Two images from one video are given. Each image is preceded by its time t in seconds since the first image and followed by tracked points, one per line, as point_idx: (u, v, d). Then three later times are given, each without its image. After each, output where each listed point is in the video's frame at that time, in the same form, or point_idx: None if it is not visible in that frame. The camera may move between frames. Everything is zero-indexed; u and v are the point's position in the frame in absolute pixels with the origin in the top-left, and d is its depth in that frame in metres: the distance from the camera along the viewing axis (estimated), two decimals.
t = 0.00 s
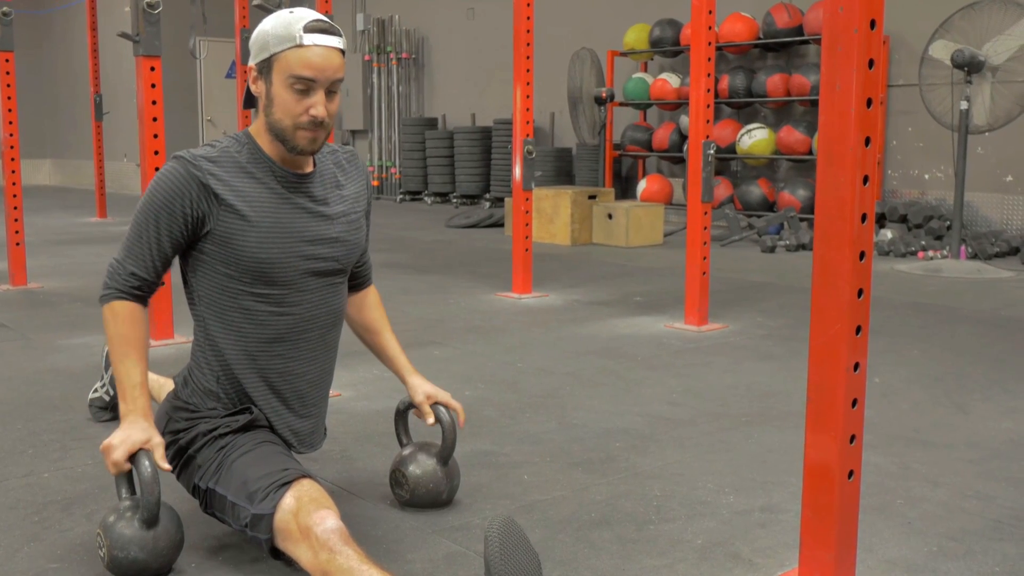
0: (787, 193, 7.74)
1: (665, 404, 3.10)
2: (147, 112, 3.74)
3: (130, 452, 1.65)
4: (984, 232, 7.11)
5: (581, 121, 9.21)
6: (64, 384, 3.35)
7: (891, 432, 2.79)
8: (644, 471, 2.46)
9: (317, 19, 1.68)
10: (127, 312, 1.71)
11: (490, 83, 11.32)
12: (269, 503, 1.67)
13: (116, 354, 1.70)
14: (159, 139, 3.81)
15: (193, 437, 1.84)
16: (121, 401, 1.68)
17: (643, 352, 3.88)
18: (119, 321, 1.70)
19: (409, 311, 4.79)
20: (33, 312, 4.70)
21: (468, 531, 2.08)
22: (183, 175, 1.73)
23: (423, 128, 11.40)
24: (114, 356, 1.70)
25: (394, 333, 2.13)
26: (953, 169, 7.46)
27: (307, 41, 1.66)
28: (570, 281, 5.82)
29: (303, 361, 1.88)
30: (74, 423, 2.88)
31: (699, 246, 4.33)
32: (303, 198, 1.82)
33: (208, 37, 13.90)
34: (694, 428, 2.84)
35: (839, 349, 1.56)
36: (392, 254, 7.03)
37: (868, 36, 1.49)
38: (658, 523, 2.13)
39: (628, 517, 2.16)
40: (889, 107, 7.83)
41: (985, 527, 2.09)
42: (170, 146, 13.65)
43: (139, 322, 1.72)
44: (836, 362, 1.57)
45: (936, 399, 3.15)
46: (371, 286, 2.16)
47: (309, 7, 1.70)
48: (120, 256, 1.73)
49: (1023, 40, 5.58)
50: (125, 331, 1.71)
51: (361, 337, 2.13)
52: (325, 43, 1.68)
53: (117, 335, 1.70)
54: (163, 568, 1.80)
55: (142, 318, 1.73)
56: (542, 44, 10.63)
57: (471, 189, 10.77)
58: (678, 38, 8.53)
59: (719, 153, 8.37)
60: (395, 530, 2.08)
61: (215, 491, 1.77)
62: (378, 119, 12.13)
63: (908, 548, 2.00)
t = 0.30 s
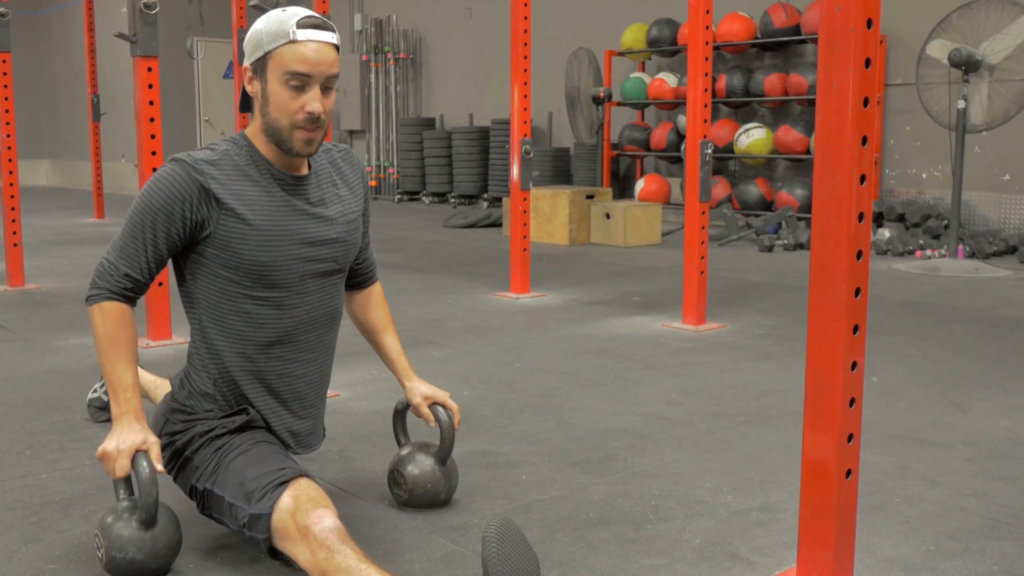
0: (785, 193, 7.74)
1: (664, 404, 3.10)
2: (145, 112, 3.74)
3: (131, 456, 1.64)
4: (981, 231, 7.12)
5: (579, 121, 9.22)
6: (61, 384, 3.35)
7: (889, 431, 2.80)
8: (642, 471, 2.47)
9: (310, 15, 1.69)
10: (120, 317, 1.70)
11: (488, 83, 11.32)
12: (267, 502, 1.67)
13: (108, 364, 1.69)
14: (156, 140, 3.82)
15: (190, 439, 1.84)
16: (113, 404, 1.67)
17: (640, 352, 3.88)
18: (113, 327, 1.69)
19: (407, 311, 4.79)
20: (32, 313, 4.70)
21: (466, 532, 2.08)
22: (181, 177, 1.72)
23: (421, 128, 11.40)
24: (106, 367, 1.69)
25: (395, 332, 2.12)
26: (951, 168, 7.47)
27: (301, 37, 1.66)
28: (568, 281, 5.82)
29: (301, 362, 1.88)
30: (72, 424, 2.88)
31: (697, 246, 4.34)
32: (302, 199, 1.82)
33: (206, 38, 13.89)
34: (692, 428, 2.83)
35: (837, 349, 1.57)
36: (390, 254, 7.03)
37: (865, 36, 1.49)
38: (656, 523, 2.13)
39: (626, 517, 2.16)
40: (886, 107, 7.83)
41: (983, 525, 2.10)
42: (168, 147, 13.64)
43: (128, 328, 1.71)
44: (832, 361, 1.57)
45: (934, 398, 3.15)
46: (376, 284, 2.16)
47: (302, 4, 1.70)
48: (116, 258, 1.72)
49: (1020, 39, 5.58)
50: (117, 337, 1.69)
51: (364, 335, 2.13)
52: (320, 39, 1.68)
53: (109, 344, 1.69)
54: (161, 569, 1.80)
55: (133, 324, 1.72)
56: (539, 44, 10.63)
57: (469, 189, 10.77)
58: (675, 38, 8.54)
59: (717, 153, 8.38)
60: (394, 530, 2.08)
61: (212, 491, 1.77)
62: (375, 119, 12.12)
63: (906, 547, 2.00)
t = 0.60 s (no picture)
0: (786, 193, 7.74)
1: (664, 404, 3.10)
2: (145, 111, 3.74)
3: (132, 454, 1.64)
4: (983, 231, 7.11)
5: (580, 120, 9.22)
6: (62, 383, 3.35)
7: (891, 432, 2.79)
8: (643, 471, 2.47)
9: (315, 15, 1.69)
10: (121, 317, 1.70)
11: (489, 83, 11.32)
12: (268, 500, 1.67)
13: (110, 362, 1.69)
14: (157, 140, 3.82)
15: (190, 437, 1.85)
16: (115, 404, 1.68)
17: (641, 351, 3.88)
18: (113, 327, 1.69)
19: (409, 311, 4.80)
20: (33, 312, 4.70)
21: (467, 531, 2.08)
22: (183, 177, 1.72)
23: (421, 128, 11.40)
24: (107, 367, 1.69)
25: (395, 332, 2.12)
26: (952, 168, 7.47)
27: (305, 36, 1.66)
28: (569, 280, 5.82)
29: (302, 362, 1.88)
30: (73, 423, 2.88)
31: (698, 246, 4.34)
32: (303, 199, 1.82)
33: (207, 37, 13.89)
34: (693, 428, 2.83)
35: (838, 348, 1.56)
36: (391, 254, 7.03)
37: (867, 36, 1.49)
38: (657, 523, 2.13)
39: (627, 517, 2.16)
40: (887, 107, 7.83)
41: (984, 526, 2.10)
42: (169, 146, 13.65)
43: (130, 327, 1.71)
44: (834, 361, 1.57)
45: (935, 398, 3.15)
46: (377, 284, 2.16)
47: (306, 3, 1.70)
48: (117, 257, 1.72)
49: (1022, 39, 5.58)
50: (119, 337, 1.70)
51: (365, 335, 2.13)
52: (325, 38, 1.68)
53: (110, 343, 1.69)
54: (162, 568, 1.80)
55: (134, 323, 1.72)
56: (540, 44, 10.63)
57: (470, 188, 10.78)
58: (676, 38, 8.54)
59: (718, 153, 8.37)
60: (395, 530, 2.08)
61: (213, 489, 1.77)
62: (376, 119, 12.12)
63: (907, 547, 2.00)
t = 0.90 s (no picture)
0: (786, 194, 7.75)
1: (664, 404, 3.10)
2: (146, 112, 3.74)
3: (134, 453, 1.64)
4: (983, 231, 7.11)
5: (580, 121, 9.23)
6: (63, 384, 3.35)
7: (891, 432, 2.79)
8: (643, 471, 2.47)
9: (315, 14, 1.69)
10: (121, 318, 1.71)
11: (489, 83, 11.32)
12: (269, 499, 1.67)
13: (110, 362, 1.69)
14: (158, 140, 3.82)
15: (191, 437, 1.85)
16: (116, 404, 1.68)
17: (642, 352, 3.88)
18: (114, 327, 1.69)
19: (409, 311, 4.80)
20: (33, 313, 4.71)
21: (467, 532, 2.08)
22: (181, 177, 1.72)
23: (422, 128, 11.40)
24: (108, 367, 1.69)
25: (395, 332, 2.12)
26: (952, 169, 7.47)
27: (305, 35, 1.66)
28: (569, 281, 5.82)
29: (303, 361, 1.88)
30: (73, 423, 2.88)
31: (699, 247, 4.34)
32: (302, 197, 1.82)
33: (207, 37, 13.90)
34: (693, 428, 2.84)
35: (838, 349, 1.56)
36: (391, 254, 7.03)
37: (867, 36, 1.49)
38: (658, 523, 2.13)
39: (628, 517, 2.16)
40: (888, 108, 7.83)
41: (983, 526, 2.10)
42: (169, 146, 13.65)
43: (130, 328, 1.71)
44: (834, 362, 1.57)
45: (936, 398, 3.15)
46: (377, 284, 2.16)
47: (305, 3, 1.70)
48: (116, 257, 1.72)
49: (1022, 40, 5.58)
50: (119, 338, 1.70)
51: (365, 336, 2.13)
52: (324, 38, 1.68)
53: (110, 343, 1.69)
54: (162, 569, 1.80)
55: (134, 323, 1.72)
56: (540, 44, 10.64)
57: (471, 189, 10.78)
58: (677, 38, 8.54)
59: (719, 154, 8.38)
60: (395, 530, 2.09)
61: (214, 489, 1.77)
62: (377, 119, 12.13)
63: (907, 548, 2.00)
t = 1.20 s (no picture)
0: (786, 193, 7.75)
1: (664, 404, 3.10)
2: (146, 112, 3.74)
3: (134, 453, 1.64)
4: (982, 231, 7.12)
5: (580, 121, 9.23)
6: (62, 384, 3.35)
7: (890, 432, 2.79)
8: (642, 471, 2.47)
9: (313, 13, 1.69)
10: (121, 317, 1.70)
11: (489, 83, 11.32)
12: (269, 499, 1.67)
13: (110, 362, 1.69)
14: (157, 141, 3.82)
15: (192, 436, 1.85)
16: (115, 405, 1.68)
17: (641, 352, 3.88)
18: (114, 328, 1.69)
19: (409, 311, 4.80)
20: (33, 313, 4.70)
21: (467, 532, 2.08)
22: (180, 177, 1.72)
23: (422, 128, 11.40)
24: (108, 368, 1.69)
25: (395, 332, 2.12)
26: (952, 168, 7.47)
27: (303, 35, 1.66)
28: (569, 281, 5.82)
29: (303, 361, 1.88)
30: (72, 424, 2.88)
31: (698, 246, 4.34)
32: (300, 197, 1.82)
33: (207, 38, 13.89)
34: (693, 428, 2.84)
35: (838, 349, 1.56)
36: (390, 254, 7.03)
37: (866, 37, 1.49)
38: (657, 523, 2.13)
39: (627, 517, 2.16)
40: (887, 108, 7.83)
41: (983, 526, 2.10)
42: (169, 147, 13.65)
43: (130, 328, 1.71)
44: (834, 363, 1.57)
45: (936, 398, 3.15)
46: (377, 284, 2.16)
47: (303, 3, 1.70)
48: (115, 257, 1.72)
49: (1022, 39, 5.58)
50: (119, 337, 1.69)
51: (365, 337, 2.13)
52: (322, 37, 1.68)
53: (110, 345, 1.69)
54: (162, 569, 1.80)
55: (133, 322, 1.72)
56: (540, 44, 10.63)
57: (470, 189, 10.78)
58: (676, 38, 8.54)
59: (719, 153, 8.38)
60: (395, 530, 2.09)
61: (214, 489, 1.77)
62: (376, 120, 12.12)
63: (907, 548, 2.00)
